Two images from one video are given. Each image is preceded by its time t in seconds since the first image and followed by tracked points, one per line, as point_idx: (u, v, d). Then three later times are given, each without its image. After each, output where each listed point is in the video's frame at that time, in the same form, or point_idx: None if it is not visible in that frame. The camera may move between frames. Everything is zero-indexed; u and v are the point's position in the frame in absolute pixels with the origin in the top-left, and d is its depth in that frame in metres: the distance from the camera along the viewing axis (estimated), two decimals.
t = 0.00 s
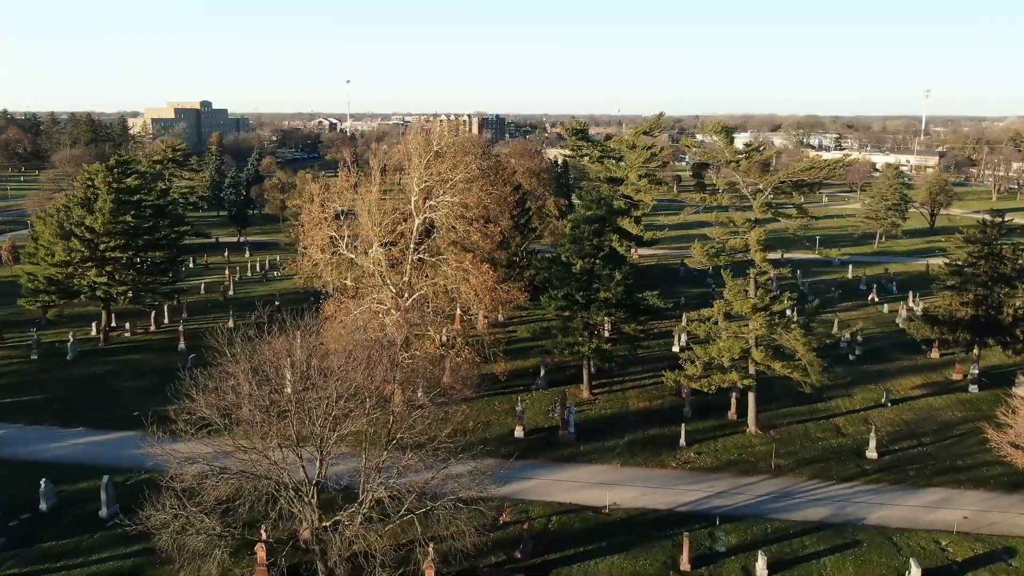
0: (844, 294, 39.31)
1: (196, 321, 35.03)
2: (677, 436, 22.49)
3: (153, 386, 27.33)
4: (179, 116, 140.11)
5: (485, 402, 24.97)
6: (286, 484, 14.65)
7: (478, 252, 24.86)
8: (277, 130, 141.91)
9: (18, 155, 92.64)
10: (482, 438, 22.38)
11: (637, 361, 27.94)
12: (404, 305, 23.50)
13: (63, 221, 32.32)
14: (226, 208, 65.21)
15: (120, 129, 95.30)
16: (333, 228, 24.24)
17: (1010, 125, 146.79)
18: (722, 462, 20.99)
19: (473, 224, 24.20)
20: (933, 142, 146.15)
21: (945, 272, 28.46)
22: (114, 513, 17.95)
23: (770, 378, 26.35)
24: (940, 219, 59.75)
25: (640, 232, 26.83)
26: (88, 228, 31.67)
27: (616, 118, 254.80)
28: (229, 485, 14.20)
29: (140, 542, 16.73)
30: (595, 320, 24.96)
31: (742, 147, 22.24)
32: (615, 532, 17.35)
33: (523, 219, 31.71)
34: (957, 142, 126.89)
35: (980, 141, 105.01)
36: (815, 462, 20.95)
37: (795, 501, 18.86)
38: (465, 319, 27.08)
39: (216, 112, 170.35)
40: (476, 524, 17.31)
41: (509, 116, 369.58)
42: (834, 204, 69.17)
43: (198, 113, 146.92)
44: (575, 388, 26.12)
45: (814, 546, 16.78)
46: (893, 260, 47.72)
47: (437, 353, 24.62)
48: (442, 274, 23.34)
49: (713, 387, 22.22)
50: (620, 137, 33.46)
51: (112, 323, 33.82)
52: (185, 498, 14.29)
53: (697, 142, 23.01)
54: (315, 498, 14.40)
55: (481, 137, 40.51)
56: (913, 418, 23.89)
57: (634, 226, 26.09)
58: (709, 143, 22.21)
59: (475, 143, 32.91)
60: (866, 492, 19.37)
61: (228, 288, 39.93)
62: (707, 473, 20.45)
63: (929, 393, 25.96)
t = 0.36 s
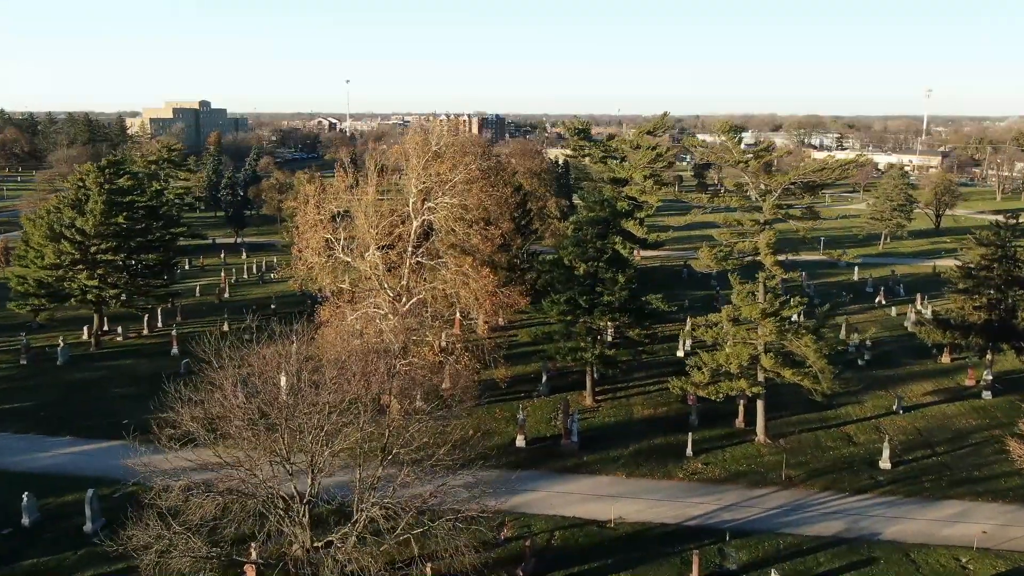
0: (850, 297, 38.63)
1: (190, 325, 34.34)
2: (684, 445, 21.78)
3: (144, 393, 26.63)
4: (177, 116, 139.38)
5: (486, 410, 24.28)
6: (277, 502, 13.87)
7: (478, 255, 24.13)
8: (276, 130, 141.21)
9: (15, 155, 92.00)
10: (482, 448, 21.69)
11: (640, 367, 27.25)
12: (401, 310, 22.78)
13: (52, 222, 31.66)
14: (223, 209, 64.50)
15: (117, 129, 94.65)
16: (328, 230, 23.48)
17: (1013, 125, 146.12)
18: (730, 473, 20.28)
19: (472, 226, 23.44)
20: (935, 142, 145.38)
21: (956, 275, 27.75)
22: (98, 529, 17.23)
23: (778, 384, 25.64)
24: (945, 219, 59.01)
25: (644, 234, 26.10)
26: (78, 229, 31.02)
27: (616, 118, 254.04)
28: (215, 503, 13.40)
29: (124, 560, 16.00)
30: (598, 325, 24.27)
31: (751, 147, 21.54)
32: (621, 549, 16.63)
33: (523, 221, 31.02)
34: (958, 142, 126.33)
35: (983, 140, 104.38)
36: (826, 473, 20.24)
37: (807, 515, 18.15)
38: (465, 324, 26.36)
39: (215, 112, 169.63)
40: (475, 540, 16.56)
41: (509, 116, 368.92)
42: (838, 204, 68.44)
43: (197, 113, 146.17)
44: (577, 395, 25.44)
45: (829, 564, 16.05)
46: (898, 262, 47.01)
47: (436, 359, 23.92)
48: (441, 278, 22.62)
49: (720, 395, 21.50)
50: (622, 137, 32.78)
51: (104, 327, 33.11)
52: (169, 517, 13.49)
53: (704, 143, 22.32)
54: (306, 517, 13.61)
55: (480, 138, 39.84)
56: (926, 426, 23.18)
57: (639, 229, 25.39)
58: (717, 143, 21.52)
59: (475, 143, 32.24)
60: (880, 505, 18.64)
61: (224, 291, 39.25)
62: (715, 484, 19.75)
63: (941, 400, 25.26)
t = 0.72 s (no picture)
0: (855, 300, 37.94)
1: (182, 330, 33.63)
2: (690, 456, 21.06)
3: (133, 400, 25.90)
4: (174, 116, 138.56)
5: (485, 418, 23.57)
6: (263, 525, 13.11)
7: (477, 259, 23.39)
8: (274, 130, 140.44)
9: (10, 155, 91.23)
10: (482, 459, 20.98)
11: (644, 374, 26.54)
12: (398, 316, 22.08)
13: (40, 224, 30.95)
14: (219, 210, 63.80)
15: (114, 129, 93.98)
16: (322, 234, 22.72)
17: (1015, 124, 145.45)
18: (739, 485, 19.55)
19: (471, 229, 22.68)
20: (936, 142, 144.73)
21: (968, 278, 27.04)
22: (81, 546, 16.51)
23: (786, 392, 24.93)
24: (949, 220, 58.31)
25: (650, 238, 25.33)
26: (67, 232, 30.34)
27: (615, 118, 253.31)
28: (197, 527, 12.65)
29: None
30: (600, 331, 23.55)
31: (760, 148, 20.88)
32: (627, 568, 15.88)
33: (523, 223, 30.32)
34: (961, 142, 125.71)
35: (985, 140, 103.71)
36: (838, 485, 19.51)
37: (820, 531, 17.42)
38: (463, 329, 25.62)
39: (213, 111, 168.82)
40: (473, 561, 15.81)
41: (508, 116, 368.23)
42: (840, 205, 67.77)
43: (194, 112, 145.37)
44: (579, 403, 24.71)
45: None
46: (903, 264, 46.34)
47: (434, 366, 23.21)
48: (438, 283, 21.87)
49: (728, 404, 20.78)
50: (625, 137, 32.08)
51: (94, 331, 32.38)
52: (149, 541, 12.73)
53: (710, 144, 21.66)
54: (294, 541, 12.85)
55: (480, 138, 39.18)
56: (939, 435, 22.46)
57: (643, 232, 24.59)
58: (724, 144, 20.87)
59: (474, 143, 31.57)
60: (896, 520, 17.90)
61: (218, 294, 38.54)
62: (723, 497, 19.04)
63: (954, 407, 24.53)
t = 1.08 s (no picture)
0: (859, 303, 37.29)
1: (173, 334, 32.89)
2: (695, 467, 20.37)
3: (120, 409, 25.10)
4: (169, 116, 137.60)
5: (482, 428, 22.84)
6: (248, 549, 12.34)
7: (474, 263, 22.64)
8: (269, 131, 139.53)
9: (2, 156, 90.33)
10: (479, 471, 20.27)
11: (645, 380, 25.85)
12: (392, 323, 21.31)
13: (24, 227, 30.20)
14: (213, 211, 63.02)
15: (107, 130, 93.07)
16: (314, 237, 21.96)
17: (1013, 123, 145.01)
18: (746, 498, 18.87)
19: (468, 232, 21.91)
20: (933, 142, 144.31)
21: (977, 282, 26.34)
22: (60, 566, 15.78)
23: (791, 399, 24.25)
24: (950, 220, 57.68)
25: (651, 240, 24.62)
26: (52, 235, 29.63)
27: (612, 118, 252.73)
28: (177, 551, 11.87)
29: None
30: (601, 337, 22.85)
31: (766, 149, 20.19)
32: None
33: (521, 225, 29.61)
34: (959, 141, 125.18)
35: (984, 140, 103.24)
36: (848, 498, 18.82)
37: (831, 547, 16.72)
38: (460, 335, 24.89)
39: (208, 112, 167.84)
40: None
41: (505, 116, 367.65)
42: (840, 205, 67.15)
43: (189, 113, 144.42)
44: (580, 411, 24.01)
45: None
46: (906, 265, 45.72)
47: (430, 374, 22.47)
48: (434, 289, 21.12)
49: (734, 414, 20.09)
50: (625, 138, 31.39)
51: (81, 337, 31.59)
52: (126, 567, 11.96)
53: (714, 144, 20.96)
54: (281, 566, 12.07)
55: (477, 138, 38.48)
56: (950, 444, 21.79)
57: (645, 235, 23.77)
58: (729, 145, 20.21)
59: (471, 144, 30.85)
60: (909, 535, 17.21)
61: (210, 298, 37.78)
62: (730, 511, 18.35)
63: (964, 414, 23.85)
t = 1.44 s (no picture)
0: (861, 306, 36.73)
1: (162, 340, 32.16)
2: (699, 479, 19.73)
3: (106, 418, 24.33)
4: (162, 116, 136.63)
5: (479, 437, 22.16)
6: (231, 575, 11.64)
7: (470, 268, 21.96)
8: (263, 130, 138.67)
9: None
10: (477, 483, 19.60)
11: (646, 388, 25.22)
12: (386, 330, 20.62)
13: (8, 230, 29.43)
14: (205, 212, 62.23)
15: (99, 130, 92.14)
16: (305, 241, 21.24)
17: (1010, 123, 144.78)
18: (752, 512, 18.21)
19: (464, 236, 21.21)
20: (930, 142, 144.02)
21: (985, 286, 25.72)
22: None
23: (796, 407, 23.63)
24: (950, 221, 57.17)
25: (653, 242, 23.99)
26: (36, 238, 28.87)
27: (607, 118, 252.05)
28: None
29: None
30: (601, 344, 22.20)
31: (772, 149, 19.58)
32: None
33: (519, 227, 28.97)
34: (958, 141, 124.69)
35: (981, 140, 102.83)
36: (858, 511, 18.19)
37: (843, 564, 16.07)
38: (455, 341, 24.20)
39: (202, 112, 166.81)
40: None
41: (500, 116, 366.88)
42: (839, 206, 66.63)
43: (182, 112, 143.46)
44: (580, 419, 23.34)
45: None
46: (906, 266, 45.19)
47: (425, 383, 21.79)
48: (429, 294, 20.42)
49: (739, 424, 19.45)
50: (624, 138, 30.79)
51: (68, 342, 30.80)
52: None
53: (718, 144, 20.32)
54: None
55: (473, 138, 37.80)
56: (961, 454, 21.18)
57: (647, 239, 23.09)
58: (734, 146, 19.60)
59: (468, 145, 30.16)
60: (924, 551, 16.57)
61: (200, 301, 37.07)
62: (737, 525, 17.70)
63: (973, 422, 23.25)
